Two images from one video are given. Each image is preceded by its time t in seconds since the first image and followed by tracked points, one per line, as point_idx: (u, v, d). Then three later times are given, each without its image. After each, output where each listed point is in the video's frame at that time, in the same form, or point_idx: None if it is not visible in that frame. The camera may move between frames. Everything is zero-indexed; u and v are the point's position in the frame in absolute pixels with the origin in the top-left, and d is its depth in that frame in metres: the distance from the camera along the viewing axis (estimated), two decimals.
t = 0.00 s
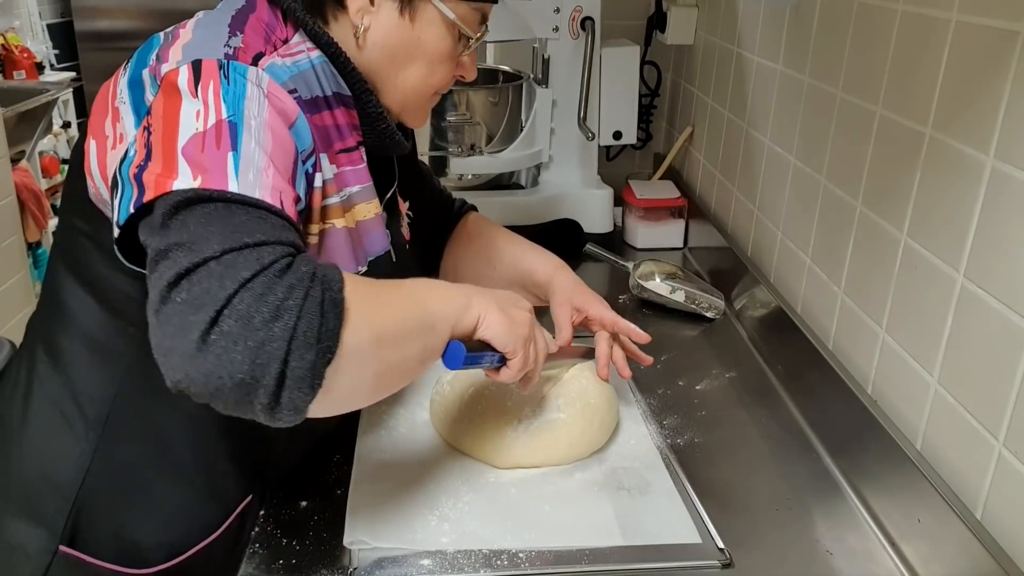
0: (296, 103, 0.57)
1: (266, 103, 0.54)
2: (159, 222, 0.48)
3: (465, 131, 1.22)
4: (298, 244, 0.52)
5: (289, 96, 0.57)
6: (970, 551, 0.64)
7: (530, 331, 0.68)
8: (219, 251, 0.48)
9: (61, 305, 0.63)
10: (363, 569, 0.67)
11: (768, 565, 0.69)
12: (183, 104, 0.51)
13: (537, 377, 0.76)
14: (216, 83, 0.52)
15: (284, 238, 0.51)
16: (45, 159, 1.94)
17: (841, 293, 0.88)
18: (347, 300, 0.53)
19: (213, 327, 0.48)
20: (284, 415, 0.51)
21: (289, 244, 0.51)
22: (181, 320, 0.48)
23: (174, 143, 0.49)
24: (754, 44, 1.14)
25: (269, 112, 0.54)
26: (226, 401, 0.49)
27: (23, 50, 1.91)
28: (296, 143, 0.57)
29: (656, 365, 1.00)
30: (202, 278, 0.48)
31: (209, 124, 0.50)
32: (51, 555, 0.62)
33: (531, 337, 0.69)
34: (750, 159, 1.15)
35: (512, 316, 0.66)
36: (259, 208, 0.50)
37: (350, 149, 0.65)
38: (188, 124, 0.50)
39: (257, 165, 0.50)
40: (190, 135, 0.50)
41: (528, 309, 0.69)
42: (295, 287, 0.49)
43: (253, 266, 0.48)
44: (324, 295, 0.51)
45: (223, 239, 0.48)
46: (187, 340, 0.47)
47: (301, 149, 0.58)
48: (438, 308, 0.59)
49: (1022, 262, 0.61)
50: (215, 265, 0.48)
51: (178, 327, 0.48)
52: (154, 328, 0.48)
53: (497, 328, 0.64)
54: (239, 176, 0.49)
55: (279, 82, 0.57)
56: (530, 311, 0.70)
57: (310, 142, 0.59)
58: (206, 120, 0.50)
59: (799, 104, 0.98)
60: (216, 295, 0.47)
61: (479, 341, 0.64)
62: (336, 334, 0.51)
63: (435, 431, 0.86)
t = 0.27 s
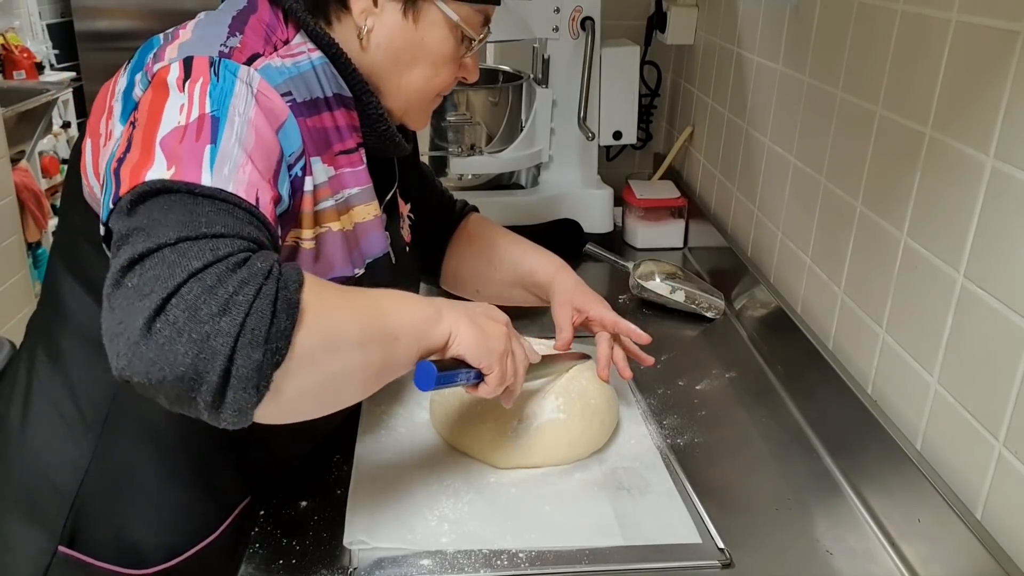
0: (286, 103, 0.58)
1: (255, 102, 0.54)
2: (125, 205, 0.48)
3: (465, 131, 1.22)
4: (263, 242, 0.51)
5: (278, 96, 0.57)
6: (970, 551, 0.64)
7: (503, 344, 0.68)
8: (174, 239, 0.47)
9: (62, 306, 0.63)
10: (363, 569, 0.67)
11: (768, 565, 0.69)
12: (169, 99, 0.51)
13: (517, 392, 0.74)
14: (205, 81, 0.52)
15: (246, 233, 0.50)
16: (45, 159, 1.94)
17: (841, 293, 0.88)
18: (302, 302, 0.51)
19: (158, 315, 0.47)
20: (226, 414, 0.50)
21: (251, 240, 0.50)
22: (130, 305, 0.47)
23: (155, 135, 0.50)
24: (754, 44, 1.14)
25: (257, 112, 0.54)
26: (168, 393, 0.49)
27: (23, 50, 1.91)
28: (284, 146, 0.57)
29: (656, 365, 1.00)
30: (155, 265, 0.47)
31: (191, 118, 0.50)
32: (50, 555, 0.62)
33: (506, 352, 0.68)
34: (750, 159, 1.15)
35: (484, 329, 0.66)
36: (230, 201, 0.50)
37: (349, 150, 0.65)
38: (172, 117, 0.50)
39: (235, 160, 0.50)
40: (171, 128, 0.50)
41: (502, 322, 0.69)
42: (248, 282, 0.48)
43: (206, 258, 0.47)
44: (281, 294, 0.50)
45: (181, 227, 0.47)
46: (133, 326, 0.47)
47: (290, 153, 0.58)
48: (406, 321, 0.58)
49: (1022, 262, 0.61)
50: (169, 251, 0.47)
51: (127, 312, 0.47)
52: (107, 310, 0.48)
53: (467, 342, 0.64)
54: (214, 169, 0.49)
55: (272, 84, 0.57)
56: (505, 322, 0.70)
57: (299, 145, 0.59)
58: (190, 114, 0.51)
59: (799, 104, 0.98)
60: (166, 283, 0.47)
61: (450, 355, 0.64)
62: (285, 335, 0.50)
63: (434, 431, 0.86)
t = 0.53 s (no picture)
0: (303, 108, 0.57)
1: (275, 109, 0.54)
2: (176, 230, 0.48)
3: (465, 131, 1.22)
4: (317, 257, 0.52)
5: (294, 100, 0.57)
6: (970, 550, 0.64)
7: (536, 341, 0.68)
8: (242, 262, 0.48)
9: (62, 305, 0.64)
10: (363, 569, 0.67)
11: (768, 565, 0.69)
12: (192, 113, 0.51)
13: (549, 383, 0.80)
14: (223, 90, 0.52)
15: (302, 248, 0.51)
16: (45, 159, 1.94)
17: (841, 293, 0.88)
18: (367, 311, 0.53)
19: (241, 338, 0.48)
20: (308, 424, 0.51)
21: (308, 255, 0.51)
22: (210, 331, 0.48)
23: (184, 153, 0.49)
24: (754, 44, 1.14)
25: (278, 119, 0.54)
26: (251, 411, 0.50)
27: (23, 50, 1.91)
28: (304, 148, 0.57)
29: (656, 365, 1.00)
30: (227, 289, 0.48)
31: (219, 133, 0.50)
32: (51, 555, 0.62)
33: (539, 346, 0.69)
34: (750, 159, 1.15)
35: (519, 327, 0.67)
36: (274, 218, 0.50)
37: (354, 151, 0.65)
38: (198, 133, 0.50)
39: (268, 173, 0.51)
40: (201, 143, 0.50)
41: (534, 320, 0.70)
42: (319, 298, 0.50)
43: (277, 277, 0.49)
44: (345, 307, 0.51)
45: (246, 250, 0.48)
46: (216, 351, 0.47)
47: (311, 153, 0.58)
48: (452, 323, 0.59)
49: (1022, 262, 0.61)
50: (239, 275, 0.48)
51: (206, 338, 0.47)
52: (177, 338, 0.48)
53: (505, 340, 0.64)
54: (251, 184, 0.49)
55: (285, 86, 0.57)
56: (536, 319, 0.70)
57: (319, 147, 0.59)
58: (216, 128, 0.50)
59: (799, 104, 0.98)
60: (244, 306, 0.48)
61: (489, 354, 0.65)
62: (358, 344, 0.52)
63: (435, 432, 0.86)
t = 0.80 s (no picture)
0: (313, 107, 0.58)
1: (287, 108, 0.54)
2: (206, 231, 0.48)
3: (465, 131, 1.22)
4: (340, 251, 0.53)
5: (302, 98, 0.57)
6: (970, 550, 0.64)
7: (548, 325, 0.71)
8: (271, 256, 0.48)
9: (64, 305, 0.64)
10: (363, 569, 0.67)
11: (768, 565, 0.69)
12: (207, 110, 0.51)
13: (556, 371, 0.81)
14: (236, 89, 0.52)
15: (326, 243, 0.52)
16: (45, 159, 1.94)
17: (841, 293, 0.88)
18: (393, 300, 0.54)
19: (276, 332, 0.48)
20: (343, 413, 0.51)
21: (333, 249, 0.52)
22: (244, 327, 0.48)
23: (201, 150, 0.50)
24: (754, 44, 1.14)
25: (290, 117, 0.54)
26: (287, 405, 0.50)
27: (23, 50, 1.91)
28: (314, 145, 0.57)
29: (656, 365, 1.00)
30: (260, 286, 0.48)
31: (234, 130, 0.50)
32: (54, 555, 0.63)
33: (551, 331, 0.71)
34: (750, 159, 1.15)
35: (537, 313, 0.69)
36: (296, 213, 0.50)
37: (356, 152, 0.66)
38: (214, 131, 0.50)
39: (286, 170, 0.51)
40: (217, 141, 0.50)
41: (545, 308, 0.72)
42: (349, 289, 0.51)
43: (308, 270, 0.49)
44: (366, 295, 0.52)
45: (275, 245, 0.49)
46: (252, 347, 0.48)
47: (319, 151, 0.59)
48: (473, 305, 0.61)
49: (1022, 261, 0.61)
50: (270, 270, 0.48)
51: (241, 334, 0.48)
52: (211, 338, 0.48)
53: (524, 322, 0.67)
54: (270, 181, 0.50)
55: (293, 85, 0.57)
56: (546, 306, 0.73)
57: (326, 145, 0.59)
58: (231, 126, 0.50)
59: (799, 104, 0.98)
60: (276, 300, 0.48)
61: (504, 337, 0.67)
62: (389, 333, 0.52)
63: (436, 431, 0.86)
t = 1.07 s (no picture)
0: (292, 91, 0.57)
1: (263, 86, 0.54)
2: (148, 187, 0.47)
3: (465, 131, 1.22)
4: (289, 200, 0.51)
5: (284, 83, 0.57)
6: (970, 550, 0.64)
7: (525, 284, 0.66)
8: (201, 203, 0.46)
9: (64, 305, 0.64)
10: (363, 569, 0.67)
11: (768, 565, 0.69)
12: (179, 81, 0.51)
13: (522, 344, 0.76)
14: (212, 65, 0.52)
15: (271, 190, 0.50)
16: (45, 159, 1.94)
17: (841, 293, 0.88)
18: (339, 241, 0.50)
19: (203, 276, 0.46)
20: (291, 364, 0.48)
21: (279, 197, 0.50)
22: (173, 273, 0.46)
23: (169, 117, 0.49)
24: (754, 44, 1.14)
25: (266, 94, 0.54)
26: (228, 358, 0.47)
27: (23, 50, 1.91)
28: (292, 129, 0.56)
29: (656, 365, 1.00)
30: (191, 231, 0.46)
31: (203, 98, 0.50)
32: (51, 553, 0.62)
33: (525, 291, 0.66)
34: (750, 159, 1.15)
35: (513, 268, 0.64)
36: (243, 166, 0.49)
37: (348, 148, 0.66)
38: (183, 98, 0.50)
39: (250, 137, 0.50)
40: (184, 107, 0.49)
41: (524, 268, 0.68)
42: (283, 229, 0.48)
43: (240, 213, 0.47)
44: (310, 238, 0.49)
45: (208, 188, 0.47)
46: (179, 293, 0.45)
47: (297, 135, 0.57)
48: (437, 249, 0.56)
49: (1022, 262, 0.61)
50: (200, 213, 0.46)
51: (169, 281, 0.46)
52: (146, 290, 0.47)
53: (495, 278, 0.62)
54: (232, 145, 0.49)
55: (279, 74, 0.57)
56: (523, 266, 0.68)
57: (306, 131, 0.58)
58: (201, 94, 0.50)
59: (799, 104, 0.98)
60: (205, 244, 0.46)
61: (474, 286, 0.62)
62: (332, 272, 0.48)
63: (433, 431, 0.86)
